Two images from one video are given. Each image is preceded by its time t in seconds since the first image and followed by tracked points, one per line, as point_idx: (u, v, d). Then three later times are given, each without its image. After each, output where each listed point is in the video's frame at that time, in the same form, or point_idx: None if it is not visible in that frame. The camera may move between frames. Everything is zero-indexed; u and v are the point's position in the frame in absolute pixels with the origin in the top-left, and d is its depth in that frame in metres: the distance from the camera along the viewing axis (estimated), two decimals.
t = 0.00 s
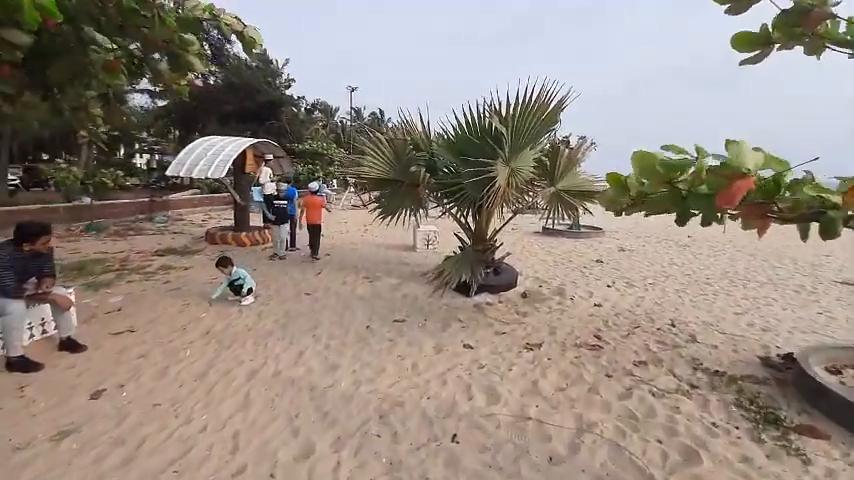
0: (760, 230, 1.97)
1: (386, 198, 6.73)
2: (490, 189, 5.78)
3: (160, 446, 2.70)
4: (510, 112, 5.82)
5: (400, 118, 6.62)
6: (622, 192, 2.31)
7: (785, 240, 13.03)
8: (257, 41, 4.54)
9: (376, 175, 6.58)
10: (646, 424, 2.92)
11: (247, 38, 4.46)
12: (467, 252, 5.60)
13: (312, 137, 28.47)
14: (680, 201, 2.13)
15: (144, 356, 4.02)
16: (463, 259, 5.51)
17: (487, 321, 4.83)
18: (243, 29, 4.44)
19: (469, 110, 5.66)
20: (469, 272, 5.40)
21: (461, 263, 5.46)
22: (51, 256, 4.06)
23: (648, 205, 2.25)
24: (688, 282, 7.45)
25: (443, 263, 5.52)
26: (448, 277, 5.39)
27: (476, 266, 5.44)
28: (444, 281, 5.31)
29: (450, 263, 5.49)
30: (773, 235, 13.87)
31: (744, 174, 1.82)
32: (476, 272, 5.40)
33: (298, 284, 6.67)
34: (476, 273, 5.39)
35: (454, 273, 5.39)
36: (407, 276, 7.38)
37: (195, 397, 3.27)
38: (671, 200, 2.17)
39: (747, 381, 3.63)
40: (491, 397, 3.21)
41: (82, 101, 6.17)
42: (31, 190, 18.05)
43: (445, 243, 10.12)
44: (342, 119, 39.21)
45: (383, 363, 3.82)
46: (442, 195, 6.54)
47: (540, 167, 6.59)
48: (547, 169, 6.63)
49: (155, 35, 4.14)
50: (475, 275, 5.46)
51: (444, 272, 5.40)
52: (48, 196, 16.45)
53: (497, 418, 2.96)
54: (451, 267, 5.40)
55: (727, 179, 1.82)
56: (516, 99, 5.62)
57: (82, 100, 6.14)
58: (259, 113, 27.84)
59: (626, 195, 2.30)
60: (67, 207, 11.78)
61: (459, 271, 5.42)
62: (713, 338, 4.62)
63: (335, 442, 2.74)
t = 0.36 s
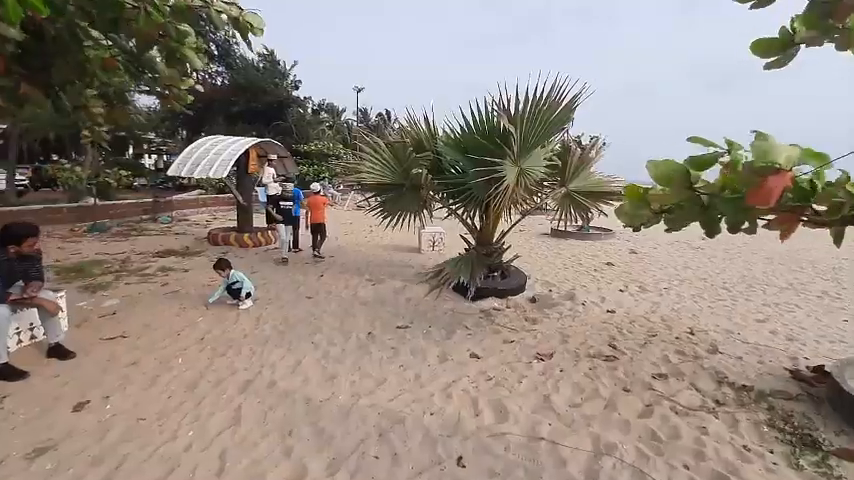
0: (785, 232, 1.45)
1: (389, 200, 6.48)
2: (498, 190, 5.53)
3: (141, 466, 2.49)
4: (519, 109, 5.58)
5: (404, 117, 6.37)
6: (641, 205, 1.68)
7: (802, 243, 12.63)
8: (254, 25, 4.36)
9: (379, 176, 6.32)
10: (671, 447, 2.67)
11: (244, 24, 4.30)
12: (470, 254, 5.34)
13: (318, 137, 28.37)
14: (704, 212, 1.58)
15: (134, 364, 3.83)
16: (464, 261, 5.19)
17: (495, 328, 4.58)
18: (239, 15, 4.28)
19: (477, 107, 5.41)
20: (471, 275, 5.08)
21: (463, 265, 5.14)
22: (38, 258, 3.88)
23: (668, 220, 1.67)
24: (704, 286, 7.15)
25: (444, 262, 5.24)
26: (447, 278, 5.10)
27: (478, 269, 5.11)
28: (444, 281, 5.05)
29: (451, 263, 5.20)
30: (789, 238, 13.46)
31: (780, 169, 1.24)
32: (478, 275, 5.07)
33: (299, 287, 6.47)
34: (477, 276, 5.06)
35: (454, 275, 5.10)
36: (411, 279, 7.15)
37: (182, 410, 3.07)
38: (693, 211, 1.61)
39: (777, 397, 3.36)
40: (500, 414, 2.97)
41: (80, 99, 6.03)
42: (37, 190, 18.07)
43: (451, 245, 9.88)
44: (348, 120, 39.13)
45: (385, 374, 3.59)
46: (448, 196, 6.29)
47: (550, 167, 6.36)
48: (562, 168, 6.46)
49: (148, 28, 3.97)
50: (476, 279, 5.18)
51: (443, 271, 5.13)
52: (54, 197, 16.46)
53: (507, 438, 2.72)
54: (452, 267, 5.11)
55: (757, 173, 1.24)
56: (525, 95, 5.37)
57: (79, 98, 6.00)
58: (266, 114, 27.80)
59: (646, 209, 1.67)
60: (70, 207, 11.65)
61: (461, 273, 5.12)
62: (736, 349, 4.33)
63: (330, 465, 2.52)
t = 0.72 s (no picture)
0: (831, 241, 0.95)
1: (394, 199, 6.18)
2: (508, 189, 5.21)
3: None
4: (532, 103, 5.24)
5: (409, 112, 6.05)
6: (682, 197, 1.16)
7: (822, 246, 12.19)
8: (247, 22, 4.06)
9: (383, 174, 6.02)
10: None
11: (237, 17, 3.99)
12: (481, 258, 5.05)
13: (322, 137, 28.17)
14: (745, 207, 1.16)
15: (117, 377, 3.55)
16: (475, 267, 4.89)
17: (507, 338, 4.27)
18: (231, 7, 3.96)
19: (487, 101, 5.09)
20: (483, 282, 4.78)
21: (474, 272, 4.84)
22: (18, 262, 3.64)
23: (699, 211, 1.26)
24: (725, 292, 6.79)
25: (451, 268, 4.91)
26: (456, 284, 4.77)
27: (491, 276, 4.83)
28: (452, 288, 4.72)
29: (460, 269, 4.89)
30: (807, 241, 13.02)
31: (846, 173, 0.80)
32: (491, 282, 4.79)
33: (299, 291, 6.19)
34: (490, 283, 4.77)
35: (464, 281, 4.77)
36: (417, 283, 6.85)
37: (165, 433, 2.78)
38: (732, 204, 1.19)
39: (825, 421, 3.02)
40: (517, 441, 2.66)
41: (73, 95, 5.81)
42: (41, 189, 17.97)
43: (458, 247, 9.57)
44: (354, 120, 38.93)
45: (388, 391, 3.29)
46: (455, 195, 5.99)
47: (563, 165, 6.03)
48: (579, 166, 6.16)
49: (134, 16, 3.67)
50: (486, 286, 4.85)
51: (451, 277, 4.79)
52: (57, 196, 16.32)
53: (526, 470, 2.41)
54: (461, 274, 4.79)
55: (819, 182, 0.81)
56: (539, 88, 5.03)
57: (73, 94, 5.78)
58: (270, 113, 27.63)
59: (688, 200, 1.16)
60: (70, 207, 11.44)
61: (472, 280, 4.81)
62: (770, 364, 3.99)
63: None
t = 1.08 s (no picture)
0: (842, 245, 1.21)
1: (398, 202, 5.89)
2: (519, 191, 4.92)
3: None
4: (543, 100, 4.95)
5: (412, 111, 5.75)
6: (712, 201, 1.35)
7: (837, 248, 11.87)
8: (243, 10, 3.80)
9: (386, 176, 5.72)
10: None
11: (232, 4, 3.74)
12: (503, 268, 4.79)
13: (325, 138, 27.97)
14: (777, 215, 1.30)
15: (99, 395, 3.28)
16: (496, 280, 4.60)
17: (520, 351, 3.98)
18: None
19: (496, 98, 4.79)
20: (506, 295, 4.51)
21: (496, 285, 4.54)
22: None
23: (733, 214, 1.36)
24: (744, 299, 6.49)
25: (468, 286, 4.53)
26: (476, 303, 4.39)
27: (512, 289, 4.59)
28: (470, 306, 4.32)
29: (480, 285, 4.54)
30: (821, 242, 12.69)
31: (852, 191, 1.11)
32: (514, 295, 4.55)
33: (299, 298, 5.92)
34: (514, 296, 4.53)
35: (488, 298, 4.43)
36: (421, 288, 6.57)
37: (145, 462, 2.51)
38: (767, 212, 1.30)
39: None
40: (537, 474, 2.37)
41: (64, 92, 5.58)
42: (41, 191, 17.80)
43: (463, 250, 9.29)
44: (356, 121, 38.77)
45: (392, 412, 3.01)
46: (463, 198, 5.69)
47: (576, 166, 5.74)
48: (593, 170, 5.87)
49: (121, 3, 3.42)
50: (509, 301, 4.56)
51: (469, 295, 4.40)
52: (57, 198, 16.13)
53: None
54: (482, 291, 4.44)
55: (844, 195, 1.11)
56: (551, 83, 4.74)
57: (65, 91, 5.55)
58: (272, 114, 27.46)
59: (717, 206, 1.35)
60: (67, 208, 11.21)
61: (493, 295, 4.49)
62: (804, 380, 3.69)
63: None
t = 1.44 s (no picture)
0: None
1: (403, 200, 5.60)
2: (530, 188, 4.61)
3: None
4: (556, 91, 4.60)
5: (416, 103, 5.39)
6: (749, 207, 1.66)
7: None
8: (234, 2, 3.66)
9: (389, 172, 5.37)
10: None
11: None
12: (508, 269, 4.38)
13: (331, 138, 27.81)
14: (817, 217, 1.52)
15: (79, 411, 3.04)
16: (497, 280, 4.20)
17: (534, 362, 3.68)
18: None
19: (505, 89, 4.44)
20: (505, 296, 4.10)
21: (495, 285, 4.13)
22: None
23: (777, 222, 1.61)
24: (769, 302, 6.13)
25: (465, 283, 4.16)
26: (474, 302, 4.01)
27: (513, 289, 4.18)
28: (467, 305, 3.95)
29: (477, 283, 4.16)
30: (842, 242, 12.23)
31: None
32: (515, 296, 4.14)
33: (299, 302, 5.65)
34: (515, 298, 4.12)
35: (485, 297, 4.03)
36: (427, 291, 6.29)
37: None
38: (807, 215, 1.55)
39: None
40: None
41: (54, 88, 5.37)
42: (47, 192, 17.76)
43: (471, 252, 8.99)
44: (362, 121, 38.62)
45: (394, 433, 2.73)
46: (470, 196, 5.39)
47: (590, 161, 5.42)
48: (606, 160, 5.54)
49: None
50: (510, 301, 4.16)
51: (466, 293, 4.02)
52: (62, 199, 16.07)
53: None
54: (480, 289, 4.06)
55: None
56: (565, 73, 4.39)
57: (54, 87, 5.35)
58: (279, 114, 27.32)
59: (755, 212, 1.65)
60: (68, 209, 11.08)
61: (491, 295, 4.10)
62: (848, 394, 3.36)
63: None
